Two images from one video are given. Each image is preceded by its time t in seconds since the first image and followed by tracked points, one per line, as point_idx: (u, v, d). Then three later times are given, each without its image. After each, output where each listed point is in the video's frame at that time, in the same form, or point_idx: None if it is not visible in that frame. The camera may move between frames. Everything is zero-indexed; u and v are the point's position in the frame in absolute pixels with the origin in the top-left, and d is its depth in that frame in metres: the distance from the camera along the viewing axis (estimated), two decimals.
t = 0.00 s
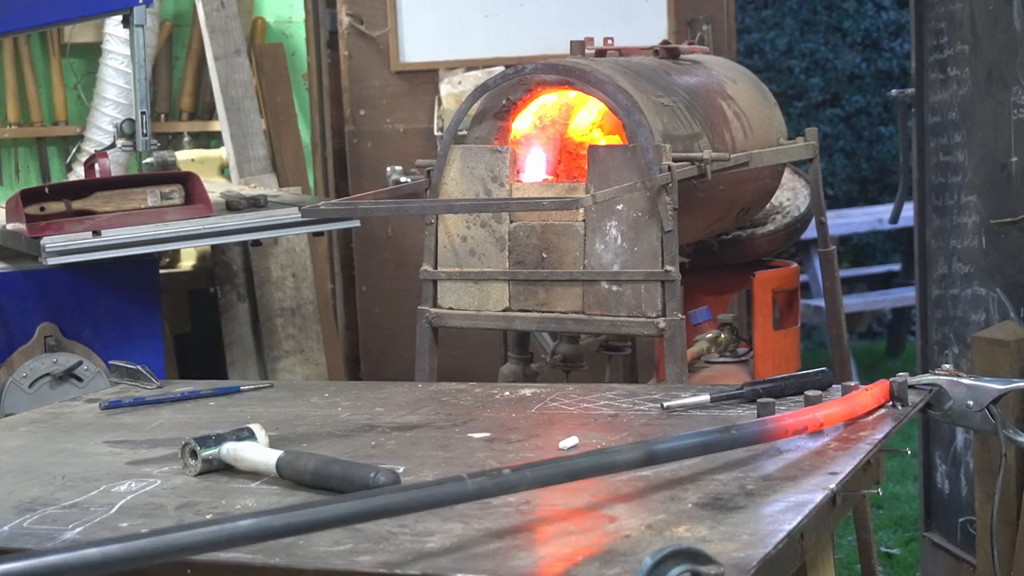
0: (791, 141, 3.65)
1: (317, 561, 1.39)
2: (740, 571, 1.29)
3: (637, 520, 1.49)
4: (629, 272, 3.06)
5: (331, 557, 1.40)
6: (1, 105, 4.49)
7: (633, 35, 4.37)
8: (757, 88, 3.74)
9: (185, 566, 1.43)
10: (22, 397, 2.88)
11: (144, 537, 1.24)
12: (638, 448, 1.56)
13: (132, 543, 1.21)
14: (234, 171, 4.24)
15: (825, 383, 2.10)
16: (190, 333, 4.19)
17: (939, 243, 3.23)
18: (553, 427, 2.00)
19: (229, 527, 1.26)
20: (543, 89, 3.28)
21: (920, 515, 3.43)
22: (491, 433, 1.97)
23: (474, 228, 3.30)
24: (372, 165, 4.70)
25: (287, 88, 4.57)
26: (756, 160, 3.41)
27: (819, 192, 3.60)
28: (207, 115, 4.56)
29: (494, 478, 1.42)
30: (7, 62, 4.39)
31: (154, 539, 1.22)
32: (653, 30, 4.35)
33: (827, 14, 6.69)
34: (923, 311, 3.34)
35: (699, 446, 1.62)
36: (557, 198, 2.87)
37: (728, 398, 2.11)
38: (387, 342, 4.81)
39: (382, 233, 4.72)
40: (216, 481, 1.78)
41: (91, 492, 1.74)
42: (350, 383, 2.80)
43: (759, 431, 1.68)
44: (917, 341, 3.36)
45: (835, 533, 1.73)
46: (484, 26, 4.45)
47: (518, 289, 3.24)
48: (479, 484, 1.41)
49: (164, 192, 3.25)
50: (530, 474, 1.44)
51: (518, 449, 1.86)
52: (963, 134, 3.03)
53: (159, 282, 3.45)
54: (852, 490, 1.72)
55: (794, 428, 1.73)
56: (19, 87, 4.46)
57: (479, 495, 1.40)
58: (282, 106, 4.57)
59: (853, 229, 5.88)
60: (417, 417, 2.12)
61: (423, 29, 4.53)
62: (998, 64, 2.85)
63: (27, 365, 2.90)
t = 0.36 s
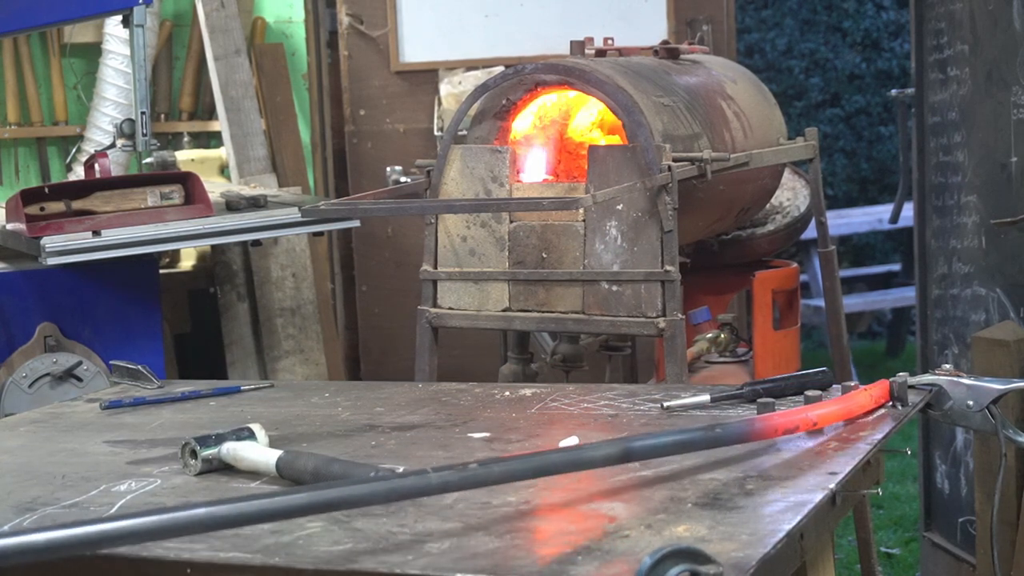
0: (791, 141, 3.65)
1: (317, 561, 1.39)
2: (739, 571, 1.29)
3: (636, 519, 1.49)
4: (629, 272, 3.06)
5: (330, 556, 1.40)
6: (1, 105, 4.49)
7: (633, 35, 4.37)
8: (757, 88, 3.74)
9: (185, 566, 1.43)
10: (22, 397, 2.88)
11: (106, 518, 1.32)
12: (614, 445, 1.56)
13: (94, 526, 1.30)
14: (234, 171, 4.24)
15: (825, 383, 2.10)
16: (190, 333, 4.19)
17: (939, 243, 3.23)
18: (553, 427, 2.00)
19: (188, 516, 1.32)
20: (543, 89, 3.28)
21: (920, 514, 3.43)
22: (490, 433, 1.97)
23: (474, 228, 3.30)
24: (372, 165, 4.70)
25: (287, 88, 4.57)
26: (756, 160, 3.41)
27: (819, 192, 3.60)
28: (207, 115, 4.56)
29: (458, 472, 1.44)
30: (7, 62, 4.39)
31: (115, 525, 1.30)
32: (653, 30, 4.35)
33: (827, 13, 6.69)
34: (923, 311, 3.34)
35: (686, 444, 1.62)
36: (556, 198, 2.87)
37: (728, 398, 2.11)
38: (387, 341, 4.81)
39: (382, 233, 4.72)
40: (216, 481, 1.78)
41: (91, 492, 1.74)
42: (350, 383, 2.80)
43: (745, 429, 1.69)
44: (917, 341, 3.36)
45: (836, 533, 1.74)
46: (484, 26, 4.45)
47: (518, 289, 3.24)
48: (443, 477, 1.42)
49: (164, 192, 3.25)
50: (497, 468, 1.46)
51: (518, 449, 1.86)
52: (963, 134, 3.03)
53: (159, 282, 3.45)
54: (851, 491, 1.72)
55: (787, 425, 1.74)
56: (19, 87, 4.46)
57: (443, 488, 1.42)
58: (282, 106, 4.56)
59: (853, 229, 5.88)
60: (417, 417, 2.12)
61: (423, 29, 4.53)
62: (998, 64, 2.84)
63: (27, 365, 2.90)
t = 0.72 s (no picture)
0: (791, 142, 3.65)
1: (317, 561, 1.39)
2: (740, 571, 1.29)
3: (636, 519, 1.49)
4: (629, 272, 3.07)
5: (331, 556, 1.40)
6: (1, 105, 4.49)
7: (633, 35, 4.37)
8: (757, 88, 3.74)
9: (185, 565, 1.43)
10: (22, 397, 2.88)
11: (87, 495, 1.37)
12: (598, 442, 1.58)
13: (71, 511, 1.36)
14: (234, 171, 4.24)
15: (825, 383, 2.10)
16: (190, 333, 4.19)
17: (940, 244, 3.23)
18: (554, 427, 2.00)
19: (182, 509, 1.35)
20: (544, 89, 3.28)
21: (920, 514, 3.43)
22: (490, 433, 1.97)
23: (474, 228, 3.30)
24: (372, 165, 4.70)
25: (287, 88, 4.57)
26: (756, 160, 3.41)
27: (819, 192, 3.60)
28: (207, 115, 4.56)
29: (435, 467, 1.46)
30: (7, 62, 4.39)
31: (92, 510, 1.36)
32: (653, 30, 4.35)
33: (827, 14, 6.69)
34: (923, 311, 3.34)
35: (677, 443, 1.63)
36: (555, 198, 2.87)
37: (728, 398, 2.11)
38: (387, 341, 4.81)
39: (383, 233, 4.72)
40: (217, 481, 1.78)
41: (91, 492, 1.74)
42: (350, 383, 2.79)
43: (734, 427, 1.70)
44: (917, 341, 3.36)
45: (836, 533, 1.73)
46: (484, 25, 4.45)
47: (519, 289, 3.24)
48: (419, 473, 1.44)
49: (164, 192, 3.25)
50: (475, 464, 1.48)
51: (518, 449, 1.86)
52: (963, 134, 3.03)
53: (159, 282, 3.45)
54: (852, 491, 1.72)
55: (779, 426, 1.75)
56: (19, 86, 4.46)
57: (419, 483, 1.44)
58: (282, 106, 4.56)
59: (853, 229, 5.88)
60: (417, 417, 2.12)
61: (423, 29, 4.54)
62: (998, 64, 2.85)
63: (27, 365, 2.90)
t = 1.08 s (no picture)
0: (792, 142, 3.65)
1: (318, 561, 1.39)
2: (740, 571, 1.29)
3: (636, 519, 1.49)
4: (629, 272, 3.07)
5: (331, 556, 1.40)
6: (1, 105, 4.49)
7: (633, 35, 4.37)
8: (758, 88, 3.74)
9: (185, 565, 1.43)
10: (22, 397, 2.88)
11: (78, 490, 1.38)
12: (589, 438, 1.57)
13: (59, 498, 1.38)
14: (234, 171, 4.24)
15: (825, 383, 2.10)
16: (190, 333, 4.19)
17: (940, 244, 3.23)
18: (554, 427, 2.00)
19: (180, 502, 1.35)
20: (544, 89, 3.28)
21: (920, 514, 3.43)
22: (491, 433, 1.97)
23: (474, 228, 3.30)
24: (373, 165, 4.70)
25: (287, 88, 4.57)
26: (757, 160, 3.40)
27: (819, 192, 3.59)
28: (207, 115, 4.56)
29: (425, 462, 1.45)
30: (7, 62, 4.40)
31: (85, 503, 1.37)
32: (653, 30, 4.35)
33: (827, 14, 6.69)
34: (923, 311, 3.34)
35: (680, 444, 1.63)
36: (555, 198, 2.87)
37: (728, 398, 2.11)
38: (387, 341, 4.81)
39: (383, 233, 4.72)
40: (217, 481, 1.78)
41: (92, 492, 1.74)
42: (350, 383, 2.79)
43: (727, 424, 1.71)
44: (917, 341, 3.37)
45: (836, 533, 1.73)
46: (484, 25, 4.45)
47: (519, 289, 3.24)
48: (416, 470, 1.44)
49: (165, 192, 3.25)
50: (463, 460, 1.48)
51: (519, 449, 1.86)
52: (963, 134, 3.03)
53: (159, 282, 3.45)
54: (852, 491, 1.72)
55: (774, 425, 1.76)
56: (20, 86, 4.46)
57: (400, 476, 1.43)
58: (282, 106, 4.56)
59: (853, 229, 5.88)
60: (418, 417, 2.12)
61: (423, 29, 4.54)
62: (998, 64, 2.85)
63: (28, 365, 2.90)
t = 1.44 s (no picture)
0: (792, 142, 3.65)
1: (318, 560, 1.39)
2: (740, 570, 1.29)
3: (636, 519, 1.49)
4: (629, 272, 3.07)
5: (331, 556, 1.40)
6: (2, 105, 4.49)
7: (633, 35, 4.37)
8: (758, 88, 3.73)
9: (185, 565, 1.43)
10: (23, 397, 2.88)
11: (73, 475, 1.39)
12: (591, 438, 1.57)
13: (50, 477, 1.39)
14: (234, 171, 4.24)
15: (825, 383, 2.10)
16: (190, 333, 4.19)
17: (940, 244, 3.23)
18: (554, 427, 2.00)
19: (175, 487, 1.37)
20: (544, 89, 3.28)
21: (921, 514, 3.43)
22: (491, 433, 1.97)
23: (475, 229, 3.30)
24: (373, 165, 4.71)
25: (287, 88, 4.57)
26: (757, 160, 3.40)
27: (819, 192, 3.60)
28: (207, 115, 4.56)
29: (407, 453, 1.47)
30: (7, 62, 4.40)
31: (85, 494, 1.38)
32: (653, 30, 4.35)
33: (827, 14, 6.69)
34: (923, 311, 3.34)
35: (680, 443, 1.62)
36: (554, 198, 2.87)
37: (728, 398, 2.11)
38: (387, 341, 4.81)
39: (383, 233, 4.72)
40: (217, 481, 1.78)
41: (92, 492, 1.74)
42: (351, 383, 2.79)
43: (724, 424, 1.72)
44: (917, 341, 3.37)
45: (837, 533, 1.73)
46: (485, 26, 4.46)
47: (519, 289, 3.24)
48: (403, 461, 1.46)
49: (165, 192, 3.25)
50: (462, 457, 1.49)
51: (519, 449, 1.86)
52: (963, 134, 3.03)
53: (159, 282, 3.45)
54: (852, 491, 1.72)
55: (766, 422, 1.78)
56: (20, 86, 4.46)
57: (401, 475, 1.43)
58: (283, 106, 4.56)
59: (853, 229, 5.88)
60: (418, 417, 2.12)
61: (423, 28, 4.54)
62: (998, 64, 2.85)
63: (28, 365, 2.90)
